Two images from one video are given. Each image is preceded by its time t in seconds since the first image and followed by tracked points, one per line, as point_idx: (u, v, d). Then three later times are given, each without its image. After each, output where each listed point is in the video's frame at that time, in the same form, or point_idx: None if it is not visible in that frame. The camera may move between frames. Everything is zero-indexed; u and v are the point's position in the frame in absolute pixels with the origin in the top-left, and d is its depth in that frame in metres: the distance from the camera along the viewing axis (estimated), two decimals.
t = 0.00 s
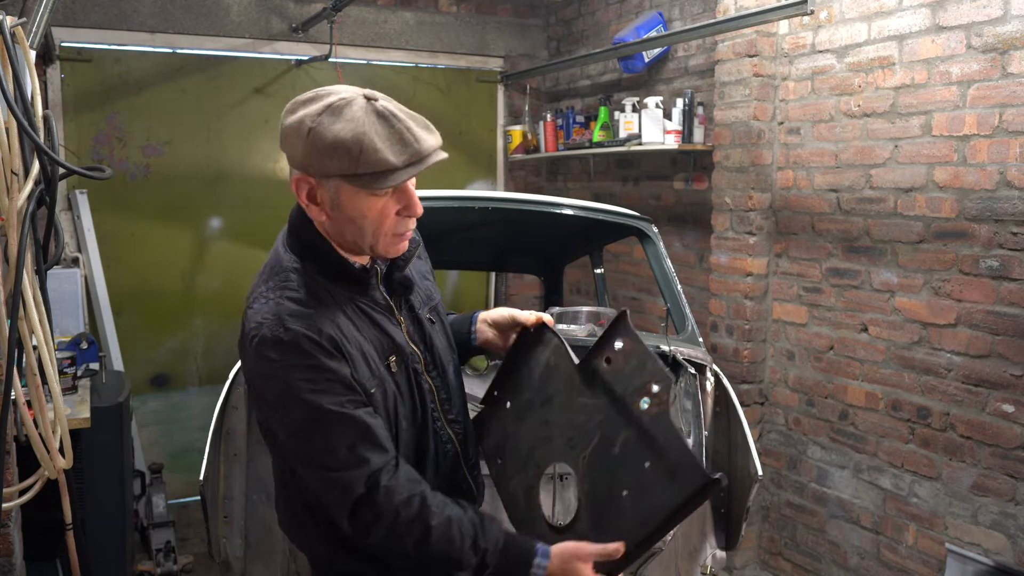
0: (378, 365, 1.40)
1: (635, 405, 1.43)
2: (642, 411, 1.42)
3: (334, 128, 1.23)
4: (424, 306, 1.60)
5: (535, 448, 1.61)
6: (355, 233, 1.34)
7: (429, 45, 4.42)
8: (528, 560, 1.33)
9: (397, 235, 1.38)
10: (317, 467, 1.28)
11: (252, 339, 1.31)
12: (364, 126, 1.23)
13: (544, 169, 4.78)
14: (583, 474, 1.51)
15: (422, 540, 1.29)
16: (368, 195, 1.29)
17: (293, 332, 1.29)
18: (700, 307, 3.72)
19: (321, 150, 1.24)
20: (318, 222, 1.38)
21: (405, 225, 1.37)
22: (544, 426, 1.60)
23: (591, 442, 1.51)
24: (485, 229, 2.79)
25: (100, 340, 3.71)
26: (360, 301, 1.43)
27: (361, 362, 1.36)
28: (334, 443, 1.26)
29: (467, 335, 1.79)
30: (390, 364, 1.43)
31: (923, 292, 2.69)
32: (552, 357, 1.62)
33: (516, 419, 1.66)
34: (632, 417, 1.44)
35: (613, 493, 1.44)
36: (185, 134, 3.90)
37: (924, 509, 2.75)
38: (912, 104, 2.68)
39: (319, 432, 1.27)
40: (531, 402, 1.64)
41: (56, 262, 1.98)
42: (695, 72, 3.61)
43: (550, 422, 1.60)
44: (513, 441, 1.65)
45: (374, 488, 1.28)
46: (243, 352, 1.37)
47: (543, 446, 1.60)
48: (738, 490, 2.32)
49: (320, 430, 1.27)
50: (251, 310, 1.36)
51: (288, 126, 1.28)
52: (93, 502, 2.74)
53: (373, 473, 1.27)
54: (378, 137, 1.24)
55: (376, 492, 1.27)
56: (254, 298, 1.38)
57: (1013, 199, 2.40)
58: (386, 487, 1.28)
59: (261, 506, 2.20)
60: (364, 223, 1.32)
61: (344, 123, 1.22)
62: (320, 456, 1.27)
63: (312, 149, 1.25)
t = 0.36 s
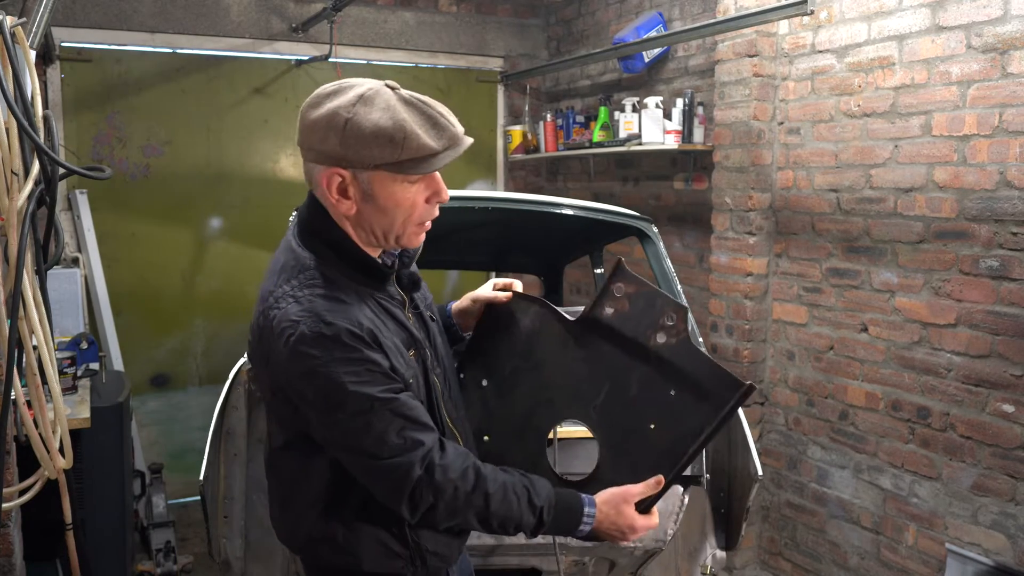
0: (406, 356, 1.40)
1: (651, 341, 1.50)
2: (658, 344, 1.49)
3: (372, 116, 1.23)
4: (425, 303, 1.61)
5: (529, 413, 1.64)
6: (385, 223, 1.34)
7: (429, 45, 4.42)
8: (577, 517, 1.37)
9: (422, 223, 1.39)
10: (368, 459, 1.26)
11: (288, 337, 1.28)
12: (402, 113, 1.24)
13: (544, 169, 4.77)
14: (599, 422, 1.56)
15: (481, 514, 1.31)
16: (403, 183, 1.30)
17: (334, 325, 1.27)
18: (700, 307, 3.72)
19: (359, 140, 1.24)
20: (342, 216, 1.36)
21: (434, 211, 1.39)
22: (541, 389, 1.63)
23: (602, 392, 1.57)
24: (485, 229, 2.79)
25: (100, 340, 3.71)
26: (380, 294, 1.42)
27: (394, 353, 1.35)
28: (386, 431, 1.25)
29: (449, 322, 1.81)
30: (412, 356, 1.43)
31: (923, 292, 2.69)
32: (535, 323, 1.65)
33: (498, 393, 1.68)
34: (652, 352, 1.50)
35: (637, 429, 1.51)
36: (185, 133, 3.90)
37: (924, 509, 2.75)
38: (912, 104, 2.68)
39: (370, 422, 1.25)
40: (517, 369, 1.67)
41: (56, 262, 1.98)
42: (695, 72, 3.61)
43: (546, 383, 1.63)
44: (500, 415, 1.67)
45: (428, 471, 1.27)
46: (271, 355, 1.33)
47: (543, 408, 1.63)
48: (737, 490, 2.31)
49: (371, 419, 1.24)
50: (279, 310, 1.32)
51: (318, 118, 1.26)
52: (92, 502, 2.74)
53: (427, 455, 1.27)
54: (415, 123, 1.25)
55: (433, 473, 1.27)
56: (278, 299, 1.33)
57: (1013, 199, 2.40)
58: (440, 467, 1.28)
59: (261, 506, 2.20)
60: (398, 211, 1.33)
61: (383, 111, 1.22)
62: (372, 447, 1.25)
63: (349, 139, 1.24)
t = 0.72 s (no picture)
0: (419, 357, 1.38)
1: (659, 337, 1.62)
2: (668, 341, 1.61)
3: (403, 115, 1.23)
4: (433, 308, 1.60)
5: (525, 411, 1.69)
6: (408, 222, 1.35)
7: (429, 45, 4.42)
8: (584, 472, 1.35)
9: (443, 222, 1.40)
10: (384, 459, 1.23)
11: (305, 333, 1.26)
12: (432, 113, 1.25)
13: (544, 169, 4.77)
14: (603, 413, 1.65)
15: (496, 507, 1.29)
16: (429, 183, 1.31)
17: (352, 324, 1.25)
18: (700, 307, 3.72)
19: (389, 138, 1.24)
20: (364, 214, 1.35)
21: (454, 211, 1.40)
22: (541, 383, 1.70)
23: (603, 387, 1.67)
24: (485, 229, 2.79)
25: (100, 340, 3.71)
26: (393, 295, 1.42)
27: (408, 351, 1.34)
28: (401, 430, 1.23)
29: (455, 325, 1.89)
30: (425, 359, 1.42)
31: (923, 292, 2.69)
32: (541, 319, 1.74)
33: (498, 387, 1.71)
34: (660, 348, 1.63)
35: (642, 420, 1.62)
36: (185, 134, 3.90)
37: (924, 509, 2.75)
38: (912, 104, 2.68)
39: (388, 421, 1.23)
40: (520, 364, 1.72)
41: (56, 262, 1.98)
42: (695, 72, 3.61)
43: (548, 378, 1.70)
44: (500, 410, 1.70)
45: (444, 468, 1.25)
46: (286, 353, 1.31)
47: (544, 402, 1.69)
48: (738, 490, 2.30)
49: (387, 419, 1.23)
50: (296, 306, 1.30)
51: (346, 117, 1.25)
52: (92, 502, 2.74)
53: (442, 453, 1.25)
54: (444, 123, 1.26)
55: (447, 473, 1.25)
56: (295, 296, 1.32)
57: (1013, 199, 2.40)
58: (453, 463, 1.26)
59: (261, 506, 2.20)
60: (423, 210, 1.34)
61: (414, 110, 1.23)
62: (387, 446, 1.23)
63: (379, 139, 1.24)
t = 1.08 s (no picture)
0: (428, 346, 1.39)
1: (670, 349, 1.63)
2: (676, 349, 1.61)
3: (416, 111, 1.25)
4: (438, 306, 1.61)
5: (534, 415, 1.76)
6: (419, 219, 1.35)
7: (429, 45, 4.42)
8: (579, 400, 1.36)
9: (454, 220, 1.41)
10: (401, 443, 1.24)
11: (316, 324, 1.26)
12: (444, 109, 1.27)
13: (544, 169, 4.76)
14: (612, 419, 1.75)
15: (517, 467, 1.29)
16: (441, 178, 1.31)
17: (363, 312, 1.26)
18: (700, 307, 3.73)
19: (403, 133, 1.25)
20: (374, 210, 1.36)
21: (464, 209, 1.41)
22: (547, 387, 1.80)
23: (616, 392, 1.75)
24: (484, 229, 2.79)
25: (100, 340, 3.71)
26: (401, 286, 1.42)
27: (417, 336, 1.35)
28: (417, 413, 1.23)
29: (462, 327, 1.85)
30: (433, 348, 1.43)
31: (923, 292, 2.69)
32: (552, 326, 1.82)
33: (504, 390, 1.84)
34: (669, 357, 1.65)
35: (649, 428, 1.69)
36: (185, 134, 3.90)
37: (924, 509, 2.75)
38: (912, 104, 2.68)
39: (404, 404, 1.23)
40: (527, 367, 1.83)
41: (56, 262, 1.98)
42: (695, 72, 3.61)
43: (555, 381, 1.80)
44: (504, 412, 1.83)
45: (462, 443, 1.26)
46: (296, 346, 1.31)
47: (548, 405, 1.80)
48: (738, 490, 2.30)
49: (403, 404, 1.23)
50: (305, 299, 1.30)
51: (360, 113, 1.26)
52: (92, 502, 2.74)
53: (460, 428, 1.26)
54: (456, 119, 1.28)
55: (468, 445, 1.25)
56: (303, 290, 1.32)
57: (1013, 199, 2.40)
58: (472, 435, 1.27)
59: (261, 506, 2.20)
60: (435, 208, 1.34)
61: (428, 105, 1.25)
62: (404, 431, 1.23)
63: (394, 134, 1.25)
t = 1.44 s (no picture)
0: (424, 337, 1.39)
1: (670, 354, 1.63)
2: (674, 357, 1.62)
3: (378, 94, 1.25)
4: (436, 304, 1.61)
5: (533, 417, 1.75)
6: (389, 208, 1.33)
7: (429, 45, 4.42)
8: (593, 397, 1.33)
9: (432, 215, 1.37)
10: (400, 431, 1.24)
11: (311, 317, 1.26)
12: (408, 95, 1.25)
13: (544, 169, 4.76)
14: (611, 426, 1.76)
15: (521, 452, 1.28)
16: (408, 167, 1.29)
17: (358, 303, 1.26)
18: (700, 307, 3.73)
19: (364, 116, 1.25)
20: (351, 197, 1.37)
21: (444, 203, 1.36)
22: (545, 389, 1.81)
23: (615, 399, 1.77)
24: (485, 229, 2.79)
25: (100, 340, 3.71)
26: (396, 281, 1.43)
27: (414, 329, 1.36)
28: (415, 400, 1.23)
29: (461, 329, 1.86)
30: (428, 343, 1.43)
31: (923, 292, 2.69)
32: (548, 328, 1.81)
33: (501, 392, 1.85)
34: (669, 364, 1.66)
35: (648, 436, 1.70)
36: (185, 134, 3.90)
37: (924, 509, 2.75)
38: (912, 104, 2.68)
39: (401, 393, 1.23)
40: (524, 370, 1.83)
41: (56, 262, 1.98)
42: (695, 72, 3.61)
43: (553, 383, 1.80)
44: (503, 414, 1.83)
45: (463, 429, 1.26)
46: (291, 342, 1.31)
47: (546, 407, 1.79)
48: (738, 490, 2.30)
49: (400, 392, 1.23)
50: (299, 295, 1.30)
51: (332, 98, 1.28)
52: (92, 502, 2.74)
53: (459, 414, 1.26)
54: (421, 105, 1.25)
55: (469, 430, 1.26)
56: (296, 287, 1.32)
57: (1013, 199, 2.40)
58: (472, 422, 1.27)
59: (261, 506, 2.19)
60: (402, 197, 1.32)
61: (388, 89, 1.23)
62: (403, 419, 1.23)
63: (357, 118, 1.26)
